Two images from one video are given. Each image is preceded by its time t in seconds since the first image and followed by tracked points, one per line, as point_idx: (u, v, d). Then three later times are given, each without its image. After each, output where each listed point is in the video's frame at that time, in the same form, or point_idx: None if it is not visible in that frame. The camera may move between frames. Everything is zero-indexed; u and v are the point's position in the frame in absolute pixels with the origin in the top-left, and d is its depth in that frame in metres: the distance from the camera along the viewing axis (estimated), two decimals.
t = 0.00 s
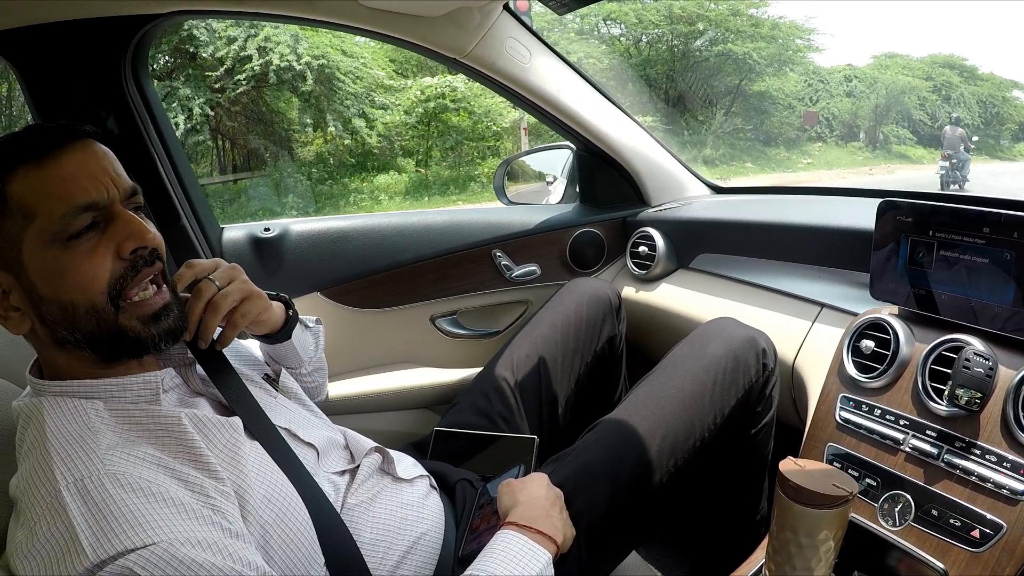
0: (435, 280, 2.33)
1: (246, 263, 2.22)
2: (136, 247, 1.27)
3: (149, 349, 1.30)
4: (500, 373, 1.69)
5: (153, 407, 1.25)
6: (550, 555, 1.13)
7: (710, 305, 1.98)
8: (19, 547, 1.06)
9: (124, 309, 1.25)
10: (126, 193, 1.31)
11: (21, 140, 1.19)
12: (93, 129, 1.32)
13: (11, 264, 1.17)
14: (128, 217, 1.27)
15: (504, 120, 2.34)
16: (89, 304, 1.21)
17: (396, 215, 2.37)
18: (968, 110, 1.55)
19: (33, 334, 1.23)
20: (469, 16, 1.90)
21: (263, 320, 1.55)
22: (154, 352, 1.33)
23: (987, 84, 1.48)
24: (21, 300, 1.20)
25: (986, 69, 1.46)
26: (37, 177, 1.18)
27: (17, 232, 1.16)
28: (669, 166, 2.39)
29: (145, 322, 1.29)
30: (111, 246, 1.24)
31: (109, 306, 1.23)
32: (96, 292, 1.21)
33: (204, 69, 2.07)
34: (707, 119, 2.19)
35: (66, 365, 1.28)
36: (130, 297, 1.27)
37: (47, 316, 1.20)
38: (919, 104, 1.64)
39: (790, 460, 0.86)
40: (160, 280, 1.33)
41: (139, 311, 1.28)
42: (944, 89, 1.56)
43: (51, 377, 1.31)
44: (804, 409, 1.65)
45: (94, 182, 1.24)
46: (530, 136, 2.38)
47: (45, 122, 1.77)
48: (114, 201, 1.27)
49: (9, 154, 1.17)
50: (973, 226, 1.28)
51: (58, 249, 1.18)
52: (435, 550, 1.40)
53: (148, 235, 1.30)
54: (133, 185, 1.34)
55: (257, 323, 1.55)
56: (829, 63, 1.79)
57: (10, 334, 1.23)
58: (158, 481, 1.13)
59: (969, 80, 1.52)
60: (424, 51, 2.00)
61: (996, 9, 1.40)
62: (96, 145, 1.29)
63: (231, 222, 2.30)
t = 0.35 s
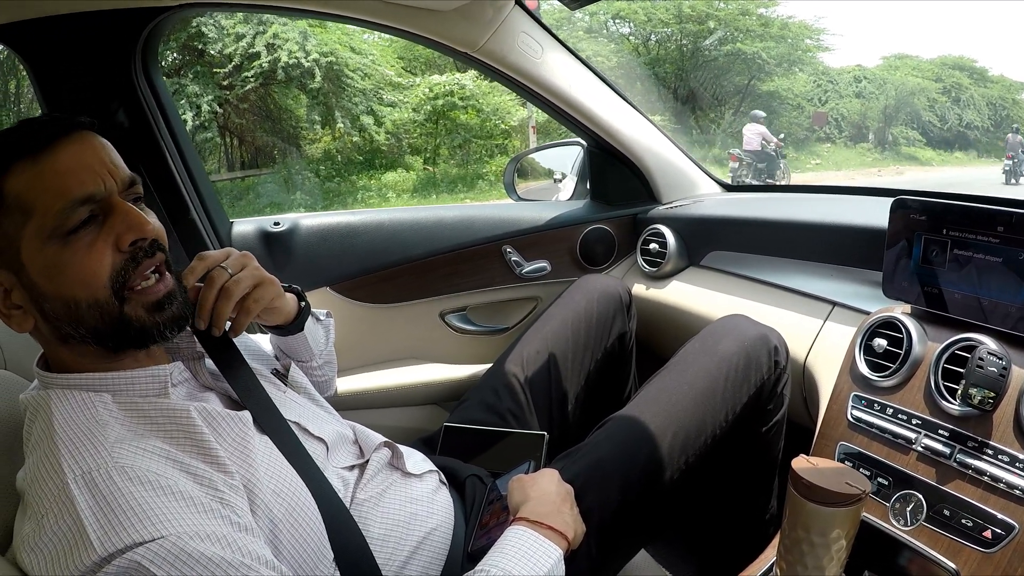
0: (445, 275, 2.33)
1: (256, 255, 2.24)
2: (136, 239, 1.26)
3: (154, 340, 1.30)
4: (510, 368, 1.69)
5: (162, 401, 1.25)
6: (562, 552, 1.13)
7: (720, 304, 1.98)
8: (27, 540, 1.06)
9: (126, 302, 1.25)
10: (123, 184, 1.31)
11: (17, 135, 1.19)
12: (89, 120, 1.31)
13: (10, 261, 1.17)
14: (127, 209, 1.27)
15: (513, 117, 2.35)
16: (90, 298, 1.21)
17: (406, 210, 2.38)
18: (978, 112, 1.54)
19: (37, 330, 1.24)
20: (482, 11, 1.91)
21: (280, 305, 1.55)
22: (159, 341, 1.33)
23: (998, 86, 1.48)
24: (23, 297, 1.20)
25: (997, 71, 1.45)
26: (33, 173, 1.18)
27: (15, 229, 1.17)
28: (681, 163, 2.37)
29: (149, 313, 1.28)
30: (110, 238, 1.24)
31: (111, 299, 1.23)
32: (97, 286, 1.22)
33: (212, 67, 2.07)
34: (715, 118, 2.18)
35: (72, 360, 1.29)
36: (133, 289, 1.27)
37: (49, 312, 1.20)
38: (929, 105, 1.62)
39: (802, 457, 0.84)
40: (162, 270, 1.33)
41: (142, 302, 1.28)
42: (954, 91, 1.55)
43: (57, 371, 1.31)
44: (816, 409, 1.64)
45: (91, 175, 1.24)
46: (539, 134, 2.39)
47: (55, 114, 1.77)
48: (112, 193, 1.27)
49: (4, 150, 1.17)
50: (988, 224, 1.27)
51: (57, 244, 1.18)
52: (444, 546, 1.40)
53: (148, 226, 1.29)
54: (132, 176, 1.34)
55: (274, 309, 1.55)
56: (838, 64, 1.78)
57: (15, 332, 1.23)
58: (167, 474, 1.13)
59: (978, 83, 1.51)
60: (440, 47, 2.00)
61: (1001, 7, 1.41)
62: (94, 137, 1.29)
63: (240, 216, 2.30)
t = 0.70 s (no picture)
0: (452, 273, 2.33)
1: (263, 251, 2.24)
2: (146, 240, 1.27)
3: (164, 335, 1.33)
4: (518, 366, 1.70)
5: (172, 396, 1.26)
6: (569, 548, 1.13)
7: (728, 302, 1.98)
8: (34, 534, 1.06)
9: (137, 301, 1.27)
10: (133, 182, 1.31)
11: (26, 131, 1.18)
12: (99, 117, 1.31)
13: (18, 259, 1.18)
14: (137, 209, 1.27)
15: (520, 116, 2.39)
16: (100, 298, 1.23)
17: (413, 206, 2.40)
18: (987, 113, 1.54)
19: (46, 326, 1.26)
20: (491, 9, 1.90)
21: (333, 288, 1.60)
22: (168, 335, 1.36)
23: (1006, 87, 1.48)
24: (31, 295, 1.21)
25: (1005, 72, 1.46)
26: (42, 172, 1.17)
27: (25, 229, 1.17)
28: (689, 163, 2.36)
29: (159, 312, 1.30)
30: (120, 239, 1.24)
31: (121, 300, 1.25)
32: (108, 287, 1.23)
33: (221, 62, 2.09)
34: (723, 118, 2.17)
35: (81, 356, 1.31)
36: (143, 289, 1.28)
37: (59, 312, 1.22)
38: (937, 106, 1.61)
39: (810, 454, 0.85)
40: (171, 269, 1.35)
41: (152, 301, 1.29)
42: (963, 92, 1.55)
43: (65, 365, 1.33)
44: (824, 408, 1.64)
45: (101, 174, 1.24)
46: (547, 132, 2.39)
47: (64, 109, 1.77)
48: (122, 192, 1.27)
49: (12, 149, 1.17)
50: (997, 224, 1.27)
51: (67, 245, 1.19)
52: (451, 542, 1.40)
53: (158, 227, 1.29)
54: (141, 173, 1.34)
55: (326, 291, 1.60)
56: (847, 64, 1.78)
57: (24, 328, 1.25)
58: (175, 470, 1.13)
59: (987, 84, 1.51)
60: (453, 45, 2.01)
61: (1003, 7, 1.41)
62: (103, 134, 1.28)
63: (249, 212, 2.30)
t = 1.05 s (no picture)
0: (456, 270, 2.34)
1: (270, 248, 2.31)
2: (152, 238, 1.28)
3: (168, 331, 1.33)
4: (521, 362, 1.71)
5: (177, 394, 1.27)
6: (573, 543, 1.14)
7: (732, 299, 1.98)
8: (40, 531, 1.07)
9: (143, 299, 1.27)
10: (140, 181, 1.32)
11: (33, 130, 1.20)
12: (107, 115, 1.32)
13: (26, 257, 1.19)
14: (143, 207, 1.28)
15: (523, 114, 2.33)
16: (106, 297, 1.23)
17: (418, 203, 2.43)
18: (990, 110, 1.54)
19: (51, 325, 1.26)
20: (495, 7, 1.90)
21: (306, 289, 1.59)
22: (173, 334, 1.36)
23: (1010, 85, 1.49)
24: (37, 294, 1.22)
25: (1010, 70, 1.47)
26: (49, 171, 1.19)
27: (31, 227, 1.18)
28: (694, 161, 2.37)
29: (164, 310, 1.31)
30: (127, 237, 1.25)
31: (127, 298, 1.25)
32: (114, 285, 1.24)
33: (224, 60, 2.09)
34: (726, 116, 2.17)
35: (87, 355, 1.31)
36: (149, 288, 1.29)
37: (65, 310, 1.22)
38: (941, 104, 1.61)
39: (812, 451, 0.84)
40: (178, 268, 1.35)
41: (157, 300, 1.30)
42: (966, 89, 1.55)
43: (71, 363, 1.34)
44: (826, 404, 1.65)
45: (107, 173, 1.25)
46: (550, 130, 2.37)
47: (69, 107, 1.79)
48: (128, 190, 1.28)
49: (19, 146, 1.18)
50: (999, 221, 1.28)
51: (73, 243, 1.20)
52: (455, 538, 1.41)
53: (164, 226, 1.30)
54: (148, 172, 1.35)
55: (300, 293, 1.59)
56: (850, 61, 1.79)
57: (29, 327, 1.26)
58: (181, 467, 1.14)
59: (990, 81, 1.52)
60: (457, 43, 2.02)
61: (1002, 7, 1.44)
62: (111, 132, 1.30)
63: (252, 209, 2.34)
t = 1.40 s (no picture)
0: (465, 265, 2.37)
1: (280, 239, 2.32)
2: (168, 224, 1.30)
3: (183, 316, 1.35)
4: (528, 358, 1.73)
5: (191, 379, 1.29)
6: (576, 534, 1.16)
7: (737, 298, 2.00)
8: (55, 509, 1.09)
9: (159, 284, 1.29)
10: (156, 169, 1.34)
11: (54, 117, 1.22)
12: (123, 103, 1.34)
13: (44, 241, 1.22)
14: (160, 194, 1.30)
15: (531, 113, 2.36)
16: (123, 281, 1.26)
17: (431, 199, 2.45)
18: (998, 116, 1.56)
19: (68, 309, 1.29)
20: (510, 6, 1.92)
21: (307, 278, 1.59)
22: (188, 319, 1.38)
23: (1019, 90, 1.51)
24: (54, 278, 1.25)
25: (1017, 75, 1.48)
26: (68, 156, 1.21)
27: (51, 211, 1.21)
28: (701, 162, 2.38)
29: (179, 295, 1.33)
30: (144, 222, 1.28)
31: (143, 282, 1.28)
32: (130, 269, 1.26)
33: (233, 56, 2.11)
34: (734, 118, 2.18)
35: (103, 339, 1.34)
36: (165, 273, 1.31)
37: (82, 293, 1.25)
38: (948, 108, 1.64)
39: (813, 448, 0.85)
40: (194, 254, 1.37)
41: (173, 285, 1.32)
42: (974, 94, 1.57)
43: (86, 347, 1.37)
44: (829, 404, 1.66)
45: (125, 160, 1.27)
46: (557, 129, 2.41)
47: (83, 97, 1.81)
48: (146, 177, 1.30)
49: (40, 132, 1.21)
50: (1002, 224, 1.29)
51: (91, 227, 1.22)
52: (460, 528, 1.43)
53: (180, 212, 1.32)
54: (165, 160, 1.37)
55: (301, 282, 1.60)
56: (859, 64, 1.79)
57: (46, 310, 1.29)
58: (194, 449, 1.16)
59: (999, 86, 1.53)
60: (468, 40, 2.03)
61: (1008, 13, 1.45)
62: (129, 120, 1.32)
63: (266, 203, 2.37)
